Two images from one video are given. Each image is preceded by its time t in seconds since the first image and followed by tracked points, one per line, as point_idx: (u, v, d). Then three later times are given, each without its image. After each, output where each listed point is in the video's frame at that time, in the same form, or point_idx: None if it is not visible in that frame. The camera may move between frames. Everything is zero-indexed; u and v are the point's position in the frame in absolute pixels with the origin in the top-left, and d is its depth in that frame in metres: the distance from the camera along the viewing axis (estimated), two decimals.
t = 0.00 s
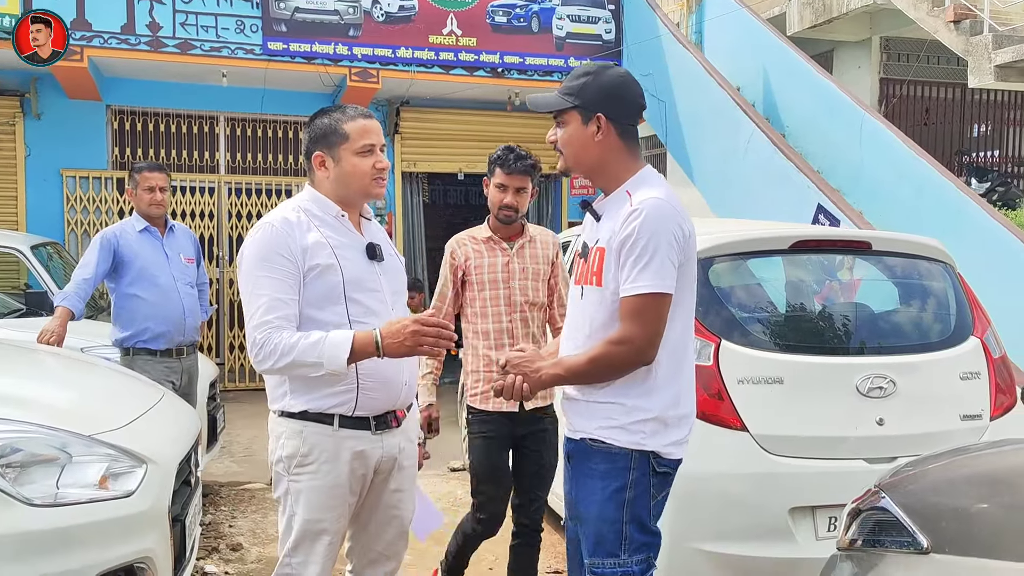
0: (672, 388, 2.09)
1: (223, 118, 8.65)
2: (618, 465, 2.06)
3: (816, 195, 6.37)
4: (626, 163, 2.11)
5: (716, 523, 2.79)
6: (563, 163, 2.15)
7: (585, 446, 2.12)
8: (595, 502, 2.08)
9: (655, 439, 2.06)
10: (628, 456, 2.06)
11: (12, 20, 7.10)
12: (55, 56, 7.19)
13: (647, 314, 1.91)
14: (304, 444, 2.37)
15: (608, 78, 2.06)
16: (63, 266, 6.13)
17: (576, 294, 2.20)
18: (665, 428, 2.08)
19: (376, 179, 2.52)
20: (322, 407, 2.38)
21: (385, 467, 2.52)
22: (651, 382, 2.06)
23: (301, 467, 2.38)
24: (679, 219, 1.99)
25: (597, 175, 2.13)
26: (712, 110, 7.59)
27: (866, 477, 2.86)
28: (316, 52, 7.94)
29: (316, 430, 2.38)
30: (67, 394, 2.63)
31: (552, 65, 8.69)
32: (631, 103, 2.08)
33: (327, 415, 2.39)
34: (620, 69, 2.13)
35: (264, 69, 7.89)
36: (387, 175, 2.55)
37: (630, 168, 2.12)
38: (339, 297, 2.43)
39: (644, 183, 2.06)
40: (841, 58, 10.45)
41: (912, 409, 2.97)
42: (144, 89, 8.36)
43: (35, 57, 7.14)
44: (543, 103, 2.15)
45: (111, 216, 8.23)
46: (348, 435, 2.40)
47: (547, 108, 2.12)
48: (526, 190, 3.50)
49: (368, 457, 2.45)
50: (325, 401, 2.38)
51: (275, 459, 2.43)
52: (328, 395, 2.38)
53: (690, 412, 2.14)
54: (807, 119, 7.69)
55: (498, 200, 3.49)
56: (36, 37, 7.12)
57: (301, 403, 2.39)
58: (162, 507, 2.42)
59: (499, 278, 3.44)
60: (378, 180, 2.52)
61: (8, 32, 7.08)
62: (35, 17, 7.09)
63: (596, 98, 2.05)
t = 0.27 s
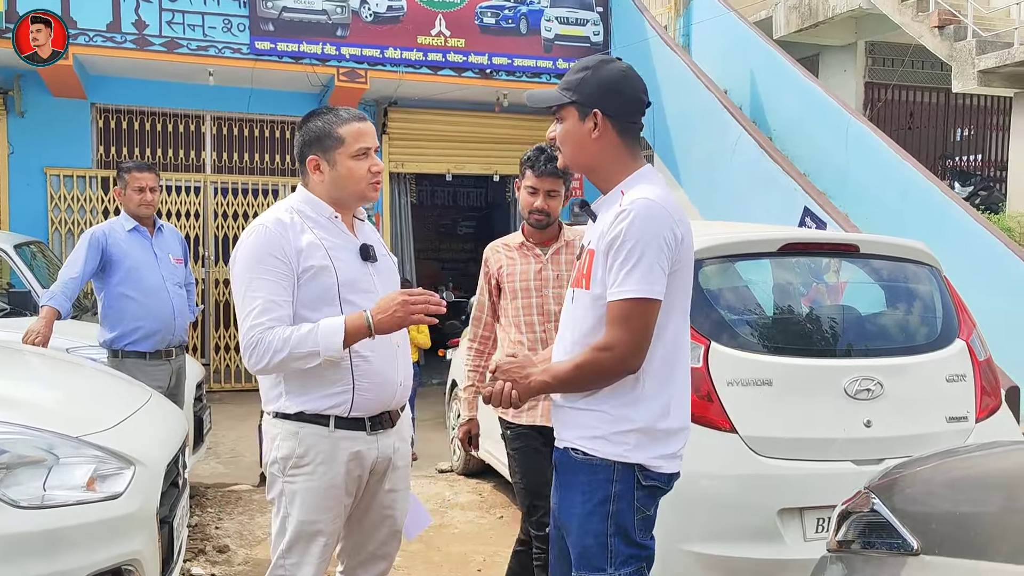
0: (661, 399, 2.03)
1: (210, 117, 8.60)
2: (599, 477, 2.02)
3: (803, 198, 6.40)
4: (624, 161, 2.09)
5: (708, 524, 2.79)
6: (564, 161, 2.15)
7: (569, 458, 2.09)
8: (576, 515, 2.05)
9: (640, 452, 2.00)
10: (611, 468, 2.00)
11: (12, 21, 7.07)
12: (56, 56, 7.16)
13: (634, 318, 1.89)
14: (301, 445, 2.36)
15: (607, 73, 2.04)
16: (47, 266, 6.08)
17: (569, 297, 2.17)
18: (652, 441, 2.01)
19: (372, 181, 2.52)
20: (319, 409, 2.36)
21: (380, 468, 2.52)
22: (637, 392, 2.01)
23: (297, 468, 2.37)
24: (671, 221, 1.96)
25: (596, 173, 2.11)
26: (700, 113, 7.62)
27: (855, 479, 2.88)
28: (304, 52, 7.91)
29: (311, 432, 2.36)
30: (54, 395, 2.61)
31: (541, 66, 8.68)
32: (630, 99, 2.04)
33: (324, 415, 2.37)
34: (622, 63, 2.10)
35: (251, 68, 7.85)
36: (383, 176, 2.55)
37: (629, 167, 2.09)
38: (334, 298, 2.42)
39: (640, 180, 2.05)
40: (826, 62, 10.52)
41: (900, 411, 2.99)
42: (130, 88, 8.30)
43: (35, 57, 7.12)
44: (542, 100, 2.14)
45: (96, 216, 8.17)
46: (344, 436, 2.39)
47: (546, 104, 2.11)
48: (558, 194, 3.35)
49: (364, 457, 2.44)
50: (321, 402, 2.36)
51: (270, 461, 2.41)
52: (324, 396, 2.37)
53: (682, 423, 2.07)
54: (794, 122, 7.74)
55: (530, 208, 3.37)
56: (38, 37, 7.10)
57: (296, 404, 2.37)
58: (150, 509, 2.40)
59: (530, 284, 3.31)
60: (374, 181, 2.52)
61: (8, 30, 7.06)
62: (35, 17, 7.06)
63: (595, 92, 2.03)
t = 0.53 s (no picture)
0: (658, 409, 2.02)
1: (198, 119, 8.56)
2: (596, 489, 2.02)
3: (792, 202, 6.43)
4: (616, 162, 2.09)
5: (700, 527, 2.80)
6: (557, 165, 2.14)
7: (567, 469, 2.10)
8: (574, 527, 2.06)
9: (637, 462, 1.99)
10: (608, 480, 2.00)
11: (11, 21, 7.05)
12: (57, 56, 7.13)
13: (623, 327, 1.88)
14: (294, 448, 2.35)
15: (594, 73, 2.04)
16: (32, 267, 6.02)
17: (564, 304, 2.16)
18: (648, 451, 2.01)
19: (363, 179, 2.51)
20: (313, 412, 2.36)
21: (374, 471, 2.51)
22: (633, 402, 2.01)
23: (290, 471, 2.36)
24: (661, 226, 1.95)
25: (587, 176, 2.10)
26: (689, 117, 7.65)
27: (846, 481, 2.89)
28: (292, 53, 7.88)
29: (304, 434, 2.35)
30: (42, 398, 2.59)
31: (530, 69, 8.68)
32: (620, 99, 2.03)
33: (317, 419, 2.36)
34: (610, 62, 2.11)
35: (240, 70, 7.82)
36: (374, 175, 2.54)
37: (622, 169, 2.09)
38: (329, 302, 2.41)
39: (628, 184, 2.06)
40: (814, 66, 10.59)
41: (890, 413, 3.01)
42: (118, 88, 8.25)
43: (35, 58, 7.07)
44: (532, 102, 2.15)
45: (81, 217, 8.10)
46: (337, 439, 2.38)
47: (537, 106, 2.11)
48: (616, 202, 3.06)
49: (358, 461, 2.43)
50: (315, 405, 2.35)
51: (263, 464, 2.40)
52: (315, 401, 2.36)
53: (682, 431, 2.07)
54: (782, 126, 7.77)
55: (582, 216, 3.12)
56: (38, 37, 7.08)
57: (290, 407, 2.36)
58: (140, 514, 2.38)
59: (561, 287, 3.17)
60: (364, 180, 2.51)
61: (8, 29, 7.04)
62: (35, 18, 7.05)
63: (583, 93, 2.03)
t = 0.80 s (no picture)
0: (656, 413, 2.02)
1: (189, 119, 8.53)
2: (592, 494, 2.02)
3: (785, 204, 6.45)
4: (614, 165, 2.08)
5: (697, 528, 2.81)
6: (554, 168, 2.14)
7: (563, 472, 2.09)
8: (569, 532, 2.05)
9: (634, 466, 2.00)
10: (604, 484, 2.00)
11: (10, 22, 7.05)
12: (56, 56, 7.12)
13: (624, 332, 1.88)
14: (293, 450, 2.34)
15: (589, 75, 2.04)
16: (21, 267, 5.98)
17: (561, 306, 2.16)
18: (645, 455, 2.01)
19: (362, 181, 2.49)
20: (310, 415, 2.35)
21: (374, 473, 2.50)
22: (630, 406, 2.01)
23: (288, 473, 2.34)
24: (663, 230, 1.95)
25: (584, 178, 2.11)
26: (682, 118, 7.66)
27: (842, 482, 2.90)
28: (285, 53, 7.86)
29: (304, 436, 2.34)
30: (37, 401, 2.57)
31: (523, 70, 8.68)
32: (616, 100, 2.03)
33: (317, 421, 2.35)
34: (606, 63, 2.10)
35: (231, 70, 7.78)
36: (373, 177, 2.53)
37: (620, 172, 2.09)
38: (328, 304, 2.40)
39: (629, 188, 2.04)
40: (805, 68, 10.63)
41: (885, 415, 3.02)
42: (109, 88, 8.20)
43: (35, 57, 7.07)
44: (529, 105, 2.14)
45: (71, 218, 8.05)
46: (336, 441, 2.37)
47: (533, 109, 2.11)
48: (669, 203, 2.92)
49: (357, 463, 2.42)
50: (314, 406, 2.35)
51: (262, 466, 2.39)
52: (314, 404, 2.35)
53: (678, 435, 2.07)
54: (774, 128, 7.79)
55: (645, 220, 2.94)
56: (36, 36, 7.07)
57: (289, 408, 2.35)
58: (136, 517, 2.36)
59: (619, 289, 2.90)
60: (363, 182, 2.49)
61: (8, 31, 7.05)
62: (34, 17, 7.05)
63: (579, 96, 2.03)
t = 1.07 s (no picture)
0: (653, 412, 2.00)
1: (180, 115, 8.46)
2: (590, 493, 1.98)
3: (780, 202, 6.43)
4: (615, 166, 2.06)
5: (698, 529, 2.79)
6: (552, 167, 2.10)
7: (558, 471, 2.05)
8: (565, 532, 2.01)
9: (631, 465, 1.97)
10: (602, 484, 1.97)
11: (11, 20, 7.00)
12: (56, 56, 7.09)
13: (630, 332, 1.86)
14: (292, 452, 2.30)
15: (588, 75, 2.01)
16: (9, 265, 5.91)
17: (558, 305, 2.13)
18: (642, 454, 1.99)
19: (363, 178, 2.46)
20: (309, 416, 2.31)
21: (374, 475, 2.46)
22: (629, 404, 1.98)
23: (287, 475, 2.31)
24: (668, 231, 1.94)
25: (583, 179, 2.07)
26: (677, 116, 7.65)
27: (841, 483, 2.88)
28: (277, 50, 7.81)
29: (304, 437, 2.31)
30: (27, 402, 2.52)
31: (517, 68, 8.64)
32: (616, 99, 2.01)
33: (316, 422, 2.32)
34: (604, 63, 2.07)
35: (223, 66, 7.72)
36: (373, 175, 2.50)
37: (620, 172, 2.06)
38: (327, 303, 2.36)
39: (631, 189, 2.01)
40: (797, 66, 10.63)
41: (884, 416, 3.00)
42: (99, 85, 8.13)
43: (35, 57, 7.04)
44: (525, 105, 2.10)
45: (61, 215, 7.98)
46: (335, 443, 2.33)
47: (529, 108, 2.07)
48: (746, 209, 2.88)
49: (356, 465, 2.38)
50: (313, 408, 2.31)
51: (261, 467, 2.36)
52: (312, 405, 2.31)
53: (671, 432, 2.06)
54: (768, 126, 7.78)
55: (734, 224, 2.82)
56: (36, 36, 7.03)
57: (289, 409, 2.32)
58: (129, 520, 2.32)
59: (701, 297, 2.73)
60: (364, 180, 2.46)
61: (8, 34, 7.01)
62: (35, 17, 7.00)
63: (578, 95, 2.00)
